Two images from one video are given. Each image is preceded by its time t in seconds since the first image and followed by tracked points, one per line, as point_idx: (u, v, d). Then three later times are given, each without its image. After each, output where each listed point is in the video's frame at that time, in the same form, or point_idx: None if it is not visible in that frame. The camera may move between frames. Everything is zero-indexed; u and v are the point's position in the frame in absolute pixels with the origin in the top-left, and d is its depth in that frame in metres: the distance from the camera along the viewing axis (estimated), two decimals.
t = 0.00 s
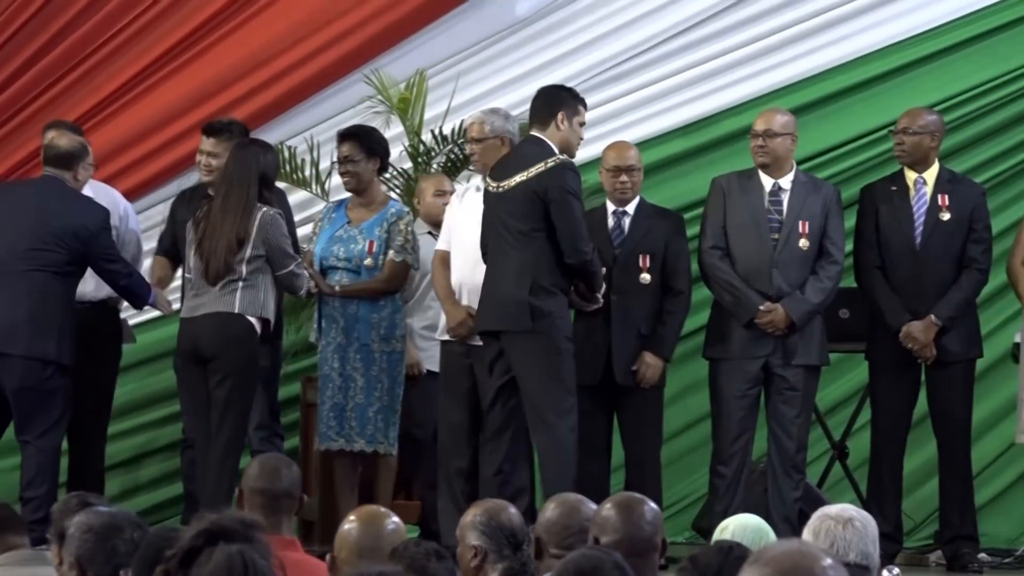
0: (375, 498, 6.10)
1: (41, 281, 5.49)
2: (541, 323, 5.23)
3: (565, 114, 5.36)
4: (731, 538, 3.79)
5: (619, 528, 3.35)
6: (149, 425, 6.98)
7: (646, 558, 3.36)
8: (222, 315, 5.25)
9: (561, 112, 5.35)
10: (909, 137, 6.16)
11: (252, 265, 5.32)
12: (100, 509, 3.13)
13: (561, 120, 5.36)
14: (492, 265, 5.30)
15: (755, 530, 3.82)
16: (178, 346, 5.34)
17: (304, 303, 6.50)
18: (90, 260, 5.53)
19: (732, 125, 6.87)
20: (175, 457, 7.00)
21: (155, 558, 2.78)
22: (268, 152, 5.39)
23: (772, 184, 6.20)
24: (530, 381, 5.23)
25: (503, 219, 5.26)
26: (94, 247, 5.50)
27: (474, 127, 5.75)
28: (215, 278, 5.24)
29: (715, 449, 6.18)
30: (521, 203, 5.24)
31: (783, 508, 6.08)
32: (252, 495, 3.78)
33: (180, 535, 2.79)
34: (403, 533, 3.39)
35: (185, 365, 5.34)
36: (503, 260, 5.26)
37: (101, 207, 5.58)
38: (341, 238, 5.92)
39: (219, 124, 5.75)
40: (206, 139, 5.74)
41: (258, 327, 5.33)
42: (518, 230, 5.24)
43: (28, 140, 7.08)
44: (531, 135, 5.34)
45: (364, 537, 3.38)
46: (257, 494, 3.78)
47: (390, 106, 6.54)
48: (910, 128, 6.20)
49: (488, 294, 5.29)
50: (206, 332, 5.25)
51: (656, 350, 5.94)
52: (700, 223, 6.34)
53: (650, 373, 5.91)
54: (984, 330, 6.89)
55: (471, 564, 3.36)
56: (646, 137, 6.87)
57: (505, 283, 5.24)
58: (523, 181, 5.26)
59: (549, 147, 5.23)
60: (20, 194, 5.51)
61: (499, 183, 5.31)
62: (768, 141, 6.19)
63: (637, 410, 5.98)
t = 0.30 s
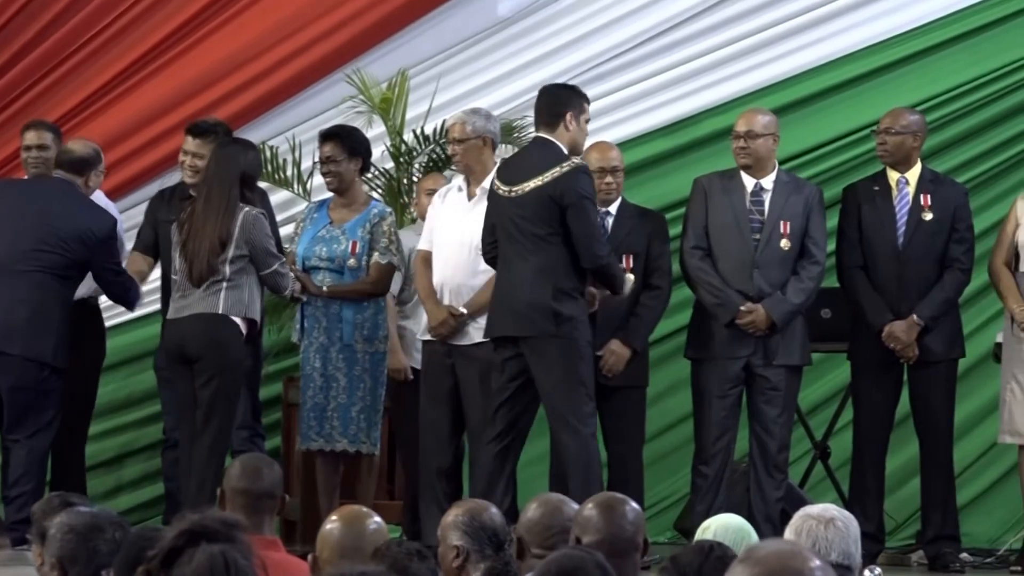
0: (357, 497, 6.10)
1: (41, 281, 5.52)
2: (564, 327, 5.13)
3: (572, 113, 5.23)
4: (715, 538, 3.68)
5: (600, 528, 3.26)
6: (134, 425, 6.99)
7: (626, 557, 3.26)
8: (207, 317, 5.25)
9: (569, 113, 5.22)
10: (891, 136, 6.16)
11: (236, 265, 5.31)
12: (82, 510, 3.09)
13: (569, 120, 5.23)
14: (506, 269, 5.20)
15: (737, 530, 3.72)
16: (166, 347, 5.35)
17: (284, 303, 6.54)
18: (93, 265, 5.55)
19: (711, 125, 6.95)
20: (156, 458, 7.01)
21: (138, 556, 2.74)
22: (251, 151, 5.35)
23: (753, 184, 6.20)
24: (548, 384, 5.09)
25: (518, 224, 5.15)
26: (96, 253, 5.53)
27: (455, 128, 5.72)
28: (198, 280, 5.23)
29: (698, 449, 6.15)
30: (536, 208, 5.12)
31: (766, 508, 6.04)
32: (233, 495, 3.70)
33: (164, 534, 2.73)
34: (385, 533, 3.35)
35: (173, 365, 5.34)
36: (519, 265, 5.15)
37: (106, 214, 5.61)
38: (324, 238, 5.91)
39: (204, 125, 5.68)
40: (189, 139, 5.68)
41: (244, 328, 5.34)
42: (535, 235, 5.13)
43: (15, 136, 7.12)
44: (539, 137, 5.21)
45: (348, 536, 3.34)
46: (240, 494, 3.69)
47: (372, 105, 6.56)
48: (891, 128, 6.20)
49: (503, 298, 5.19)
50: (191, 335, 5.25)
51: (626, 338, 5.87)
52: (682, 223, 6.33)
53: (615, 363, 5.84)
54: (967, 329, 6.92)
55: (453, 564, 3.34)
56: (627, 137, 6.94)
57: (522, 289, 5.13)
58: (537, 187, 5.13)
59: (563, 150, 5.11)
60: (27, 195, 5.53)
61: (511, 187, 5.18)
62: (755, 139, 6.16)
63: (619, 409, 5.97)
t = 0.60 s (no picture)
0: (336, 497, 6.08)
1: (22, 280, 5.51)
2: (588, 326, 5.26)
3: (593, 109, 5.37)
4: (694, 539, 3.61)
5: (578, 529, 3.20)
6: (112, 424, 6.99)
7: (607, 558, 3.21)
8: (184, 320, 5.17)
9: (591, 109, 5.35)
10: (871, 136, 6.16)
11: (210, 263, 5.19)
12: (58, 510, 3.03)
13: (591, 117, 5.36)
14: (527, 267, 5.30)
15: (716, 529, 3.66)
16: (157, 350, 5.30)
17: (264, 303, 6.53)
18: (75, 264, 5.56)
19: (689, 125, 6.98)
20: (134, 458, 7.01)
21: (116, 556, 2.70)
22: (221, 142, 5.20)
23: (733, 184, 6.09)
24: (576, 384, 5.23)
25: (541, 222, 5.25)
26: (79, 251, 5.54)
27: (434, 128, 5.71)
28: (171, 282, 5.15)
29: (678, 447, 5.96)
30: (560, 206, 5.22)
31: (744, 507, 5.91)
32: (211, 495, 3.67)
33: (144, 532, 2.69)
34: (364, 533, 3.30)
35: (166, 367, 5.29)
36: (542, 262, 5.26)
37: (88, 211, 5.61)
38: (303, 239, 5.90)
39: (178, 125, 5.68)
40: (164, 139, 5.69)
41: (225, 327, 5.23)
42: (560, 233, 5.24)
43: None
44: (558, 132, 5.33)
45: (326, 536, 3.29)
46: (218, 494, 3.66)
47: (351, 105, 6.56)
48: (872, 128, 6.20)
49: (525, 296, 5.29)
50: (172, 339, 5.17)
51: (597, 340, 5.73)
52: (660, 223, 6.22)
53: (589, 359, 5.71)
54: (947, 327, 6.94)
55: (432, 564, 3.28)
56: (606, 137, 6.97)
57: (547, 288, 5.24)
58: (561, 185, 5.23)
59: (588, 148, 5.21)
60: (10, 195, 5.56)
61: (533, 184, 5.27)
62: (740, 138, 6.08)
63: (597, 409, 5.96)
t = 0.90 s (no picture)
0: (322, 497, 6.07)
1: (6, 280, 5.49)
2: (600, 326, 5.31)
3: (609, 110, 5.41)
4: (681, 538, 3.56)
5: (566, 529, 3.14)
6: (97, 425, 7.00)
7: (593, 558, 3.15)
8: (183, 323, 5.15)
9: (607, 110, 5.39)
10: (862, 136, 6.15)
11: (208, 266, 5.16)
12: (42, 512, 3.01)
13: (607, 118, 5.40)
14: (543, 265, 5.35)
15: (703, 527, 3.63)
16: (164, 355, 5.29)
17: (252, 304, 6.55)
18: (58, 262, 5.57)
19: (678, 125, 7.00)
20: (119, 458, 7.01)
21: (102, 557, 2.67)
22: (224, 146, 5.18)
23: (720, 184, 6.04)
24: (576, 382, 5.30)
25: (558, 221, 5.29)
26: (63, 248, 5.56)
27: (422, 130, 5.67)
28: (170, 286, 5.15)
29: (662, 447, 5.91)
30: (578, 205, 5.26)
31: (731, 508, 5.87)
32: (199, 496, 3.60)
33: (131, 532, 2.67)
34: (352, 532, 3.26)
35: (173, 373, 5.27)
36: (557, 260, 5.31)
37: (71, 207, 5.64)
38: (289, 239, 5.89)
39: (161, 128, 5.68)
40: (146, 144, 5.67)
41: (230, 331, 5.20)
42: (577, 231, 5.27)
43: None
44: (574, 131, 5.37)
45: (312, 536, 3.25)
46: (205, 494, 3.60)
47: (338, 105, 6.57)
48: (863, 128, 6.20)
49: (539, 295, 5.34)
50: (176, 343, 5.16)
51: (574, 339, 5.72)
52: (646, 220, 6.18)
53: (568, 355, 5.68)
54: (937, 325, 6.95)
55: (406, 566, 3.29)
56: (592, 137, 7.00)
57: (561, 286, 5.29)
58: (578, 184, 5.27)
59: (607, 148, 5.26)
60: None
61: (550, 182, 5.32)
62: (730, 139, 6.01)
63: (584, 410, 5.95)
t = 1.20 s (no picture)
0: (307, 497, 6.07)
1: None
2: (609, 326, 5.23)
3: (617, 112, 5.33)
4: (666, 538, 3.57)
5: (552, 529, 3.14)
6: (83, 425, 6.99)
7: (580, 558, 3.16)
8: (216, 320, 5.12)
9: (614, 112, 5.30)
10: (853, 137, 6.16)
11: (242, 265, 5.13)
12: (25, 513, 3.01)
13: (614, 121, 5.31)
14: (551, 266, 5.28)
15: (689, 528, 3.63)
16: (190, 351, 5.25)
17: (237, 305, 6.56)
18: (42, 255, 5.64)
19: (665, 123, 7.00)
20: (104, 457, 7.01)
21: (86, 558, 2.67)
22: (257, 146, 5.15)
23: (704, 185, 6.03)
24: (585, 384, 5.22)
25: (565, 223, 5.21)
26: (45, 242, 5.63)
27: (409, 130, 5.67)
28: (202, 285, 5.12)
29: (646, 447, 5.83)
30: (585, 206, 5.18)
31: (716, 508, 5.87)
32: (183, 496, 3.59)
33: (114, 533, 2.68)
34: (337, 532, 3.26)
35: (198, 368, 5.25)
36: (565, 262, 5.23)
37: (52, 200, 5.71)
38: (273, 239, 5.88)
39: (146, 130, 5.69)
40: (132, 147, 5.71)
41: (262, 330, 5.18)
42: (585, 233, 5.19)
43: None
44: (581, 133, 5.29)
45: (298, 536, 3.25)
46: (189, 494, 3.59)
47: (324, 105, 6.57)
48: (854, 128, 6.20)
49: (547, 297, 5.28)
50: (205, 339, 5.13)
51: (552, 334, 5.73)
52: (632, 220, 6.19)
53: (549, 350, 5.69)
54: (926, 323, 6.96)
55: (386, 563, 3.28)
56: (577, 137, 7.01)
57: (567, 288, 5.22)
58: (586, 186, 5.18)
59: (613, 150, 5.17)
60: None
61: (557, 185, 5.24)
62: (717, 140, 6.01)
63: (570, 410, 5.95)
